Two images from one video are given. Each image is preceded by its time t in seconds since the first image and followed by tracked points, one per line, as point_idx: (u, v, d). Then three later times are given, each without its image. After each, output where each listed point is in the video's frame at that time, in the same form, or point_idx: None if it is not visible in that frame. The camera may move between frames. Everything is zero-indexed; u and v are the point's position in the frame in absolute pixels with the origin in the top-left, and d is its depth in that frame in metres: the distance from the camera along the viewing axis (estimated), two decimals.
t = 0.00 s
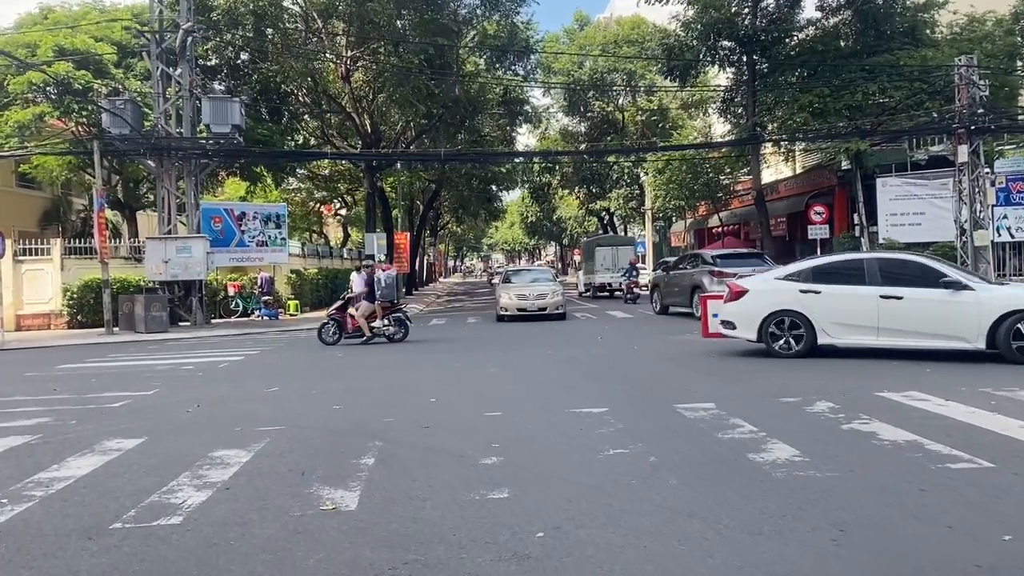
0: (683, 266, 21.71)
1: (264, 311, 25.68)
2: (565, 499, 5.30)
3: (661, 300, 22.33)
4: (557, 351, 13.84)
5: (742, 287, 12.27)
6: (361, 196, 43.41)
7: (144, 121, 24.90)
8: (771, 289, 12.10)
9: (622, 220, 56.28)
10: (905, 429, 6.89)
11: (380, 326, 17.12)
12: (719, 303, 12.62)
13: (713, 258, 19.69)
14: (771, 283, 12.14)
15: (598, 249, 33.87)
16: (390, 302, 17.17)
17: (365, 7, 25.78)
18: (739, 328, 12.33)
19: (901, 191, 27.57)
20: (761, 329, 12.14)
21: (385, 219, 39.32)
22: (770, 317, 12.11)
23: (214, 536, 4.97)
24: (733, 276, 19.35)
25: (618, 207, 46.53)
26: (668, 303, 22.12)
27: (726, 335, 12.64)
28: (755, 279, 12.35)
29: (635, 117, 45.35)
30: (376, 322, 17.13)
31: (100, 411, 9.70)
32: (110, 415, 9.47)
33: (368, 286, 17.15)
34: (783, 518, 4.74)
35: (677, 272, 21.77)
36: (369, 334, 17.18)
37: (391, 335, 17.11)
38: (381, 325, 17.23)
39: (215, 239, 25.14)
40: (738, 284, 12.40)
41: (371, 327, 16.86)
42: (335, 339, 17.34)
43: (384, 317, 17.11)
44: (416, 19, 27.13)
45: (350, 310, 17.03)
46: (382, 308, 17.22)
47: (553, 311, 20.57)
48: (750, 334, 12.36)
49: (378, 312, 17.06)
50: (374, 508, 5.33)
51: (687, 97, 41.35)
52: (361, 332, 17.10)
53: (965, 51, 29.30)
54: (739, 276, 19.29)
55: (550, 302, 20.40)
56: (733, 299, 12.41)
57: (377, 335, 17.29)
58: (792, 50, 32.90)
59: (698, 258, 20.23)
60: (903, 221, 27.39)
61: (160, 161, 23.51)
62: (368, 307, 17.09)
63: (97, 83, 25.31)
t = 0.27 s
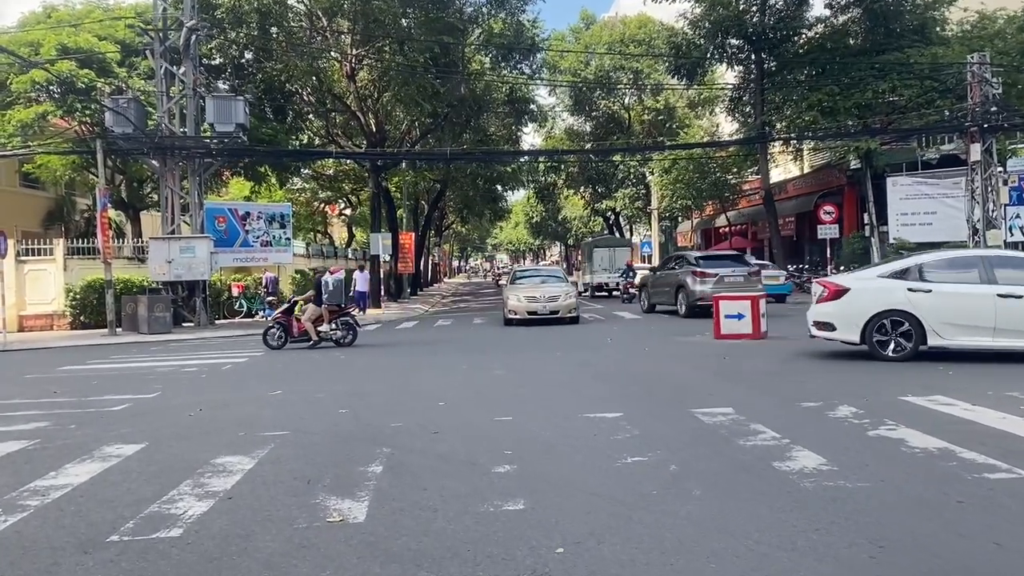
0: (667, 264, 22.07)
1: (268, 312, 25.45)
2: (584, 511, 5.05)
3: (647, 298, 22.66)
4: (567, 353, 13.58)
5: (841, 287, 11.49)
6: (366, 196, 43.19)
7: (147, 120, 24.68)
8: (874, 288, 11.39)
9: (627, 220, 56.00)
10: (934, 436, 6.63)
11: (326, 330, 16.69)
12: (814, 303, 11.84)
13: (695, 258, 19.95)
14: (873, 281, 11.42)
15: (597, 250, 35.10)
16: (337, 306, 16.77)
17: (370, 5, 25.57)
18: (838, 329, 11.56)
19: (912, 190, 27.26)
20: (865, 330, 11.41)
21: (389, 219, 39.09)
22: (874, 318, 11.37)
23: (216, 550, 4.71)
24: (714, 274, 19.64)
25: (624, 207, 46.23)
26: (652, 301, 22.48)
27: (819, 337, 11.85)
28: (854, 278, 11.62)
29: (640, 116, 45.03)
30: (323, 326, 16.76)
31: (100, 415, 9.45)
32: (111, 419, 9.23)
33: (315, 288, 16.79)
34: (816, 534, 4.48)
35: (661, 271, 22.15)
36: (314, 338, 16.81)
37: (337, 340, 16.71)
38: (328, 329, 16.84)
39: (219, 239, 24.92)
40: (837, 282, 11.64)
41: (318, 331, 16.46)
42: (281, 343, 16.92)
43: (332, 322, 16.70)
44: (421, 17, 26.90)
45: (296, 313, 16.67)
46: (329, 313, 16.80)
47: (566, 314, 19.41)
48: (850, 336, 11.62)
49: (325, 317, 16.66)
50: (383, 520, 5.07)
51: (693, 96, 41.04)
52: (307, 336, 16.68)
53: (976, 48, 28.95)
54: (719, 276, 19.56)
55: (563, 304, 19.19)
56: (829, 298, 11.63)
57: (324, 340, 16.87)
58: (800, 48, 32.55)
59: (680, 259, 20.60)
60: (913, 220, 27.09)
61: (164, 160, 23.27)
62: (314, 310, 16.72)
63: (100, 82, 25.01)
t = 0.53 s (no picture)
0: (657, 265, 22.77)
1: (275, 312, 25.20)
2: (605, 527, 4.74)
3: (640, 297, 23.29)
4: (579, 356, 13.28)
5: (967, 287, 10.53)
6: (373, 196, 42.94)
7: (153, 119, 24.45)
8: (1005, 288, 10.45)
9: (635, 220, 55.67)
10: (970, 444, 6.31)
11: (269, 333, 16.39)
12: (931, 305, 10.84)
13: (682, 260, 20.64)
14: (1004, 281, 10.47)
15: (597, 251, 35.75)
16: (281, 310, 16.42)
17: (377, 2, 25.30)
18: (964, 333, 10.60)
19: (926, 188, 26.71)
20: (997, 333, 10.49)
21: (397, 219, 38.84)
22: (1003, 321, 10.45)
23: (214, 569, 4.42)
24: (700, 275, 20.30)
25: (633, 207, 45.87)
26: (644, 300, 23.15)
27: (938, 341, 10.88)
28: (979, 277, 10.66)
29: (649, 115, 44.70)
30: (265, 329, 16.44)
31: (100, 420, 9.18)
32: (111, 423, 8.95)
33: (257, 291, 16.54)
34: (857, 553, 4.17)
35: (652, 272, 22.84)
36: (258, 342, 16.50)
37: (279, 344, 16.32)
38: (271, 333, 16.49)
39: (225, 239, 24.69)
40: (960, 282, 10.66)
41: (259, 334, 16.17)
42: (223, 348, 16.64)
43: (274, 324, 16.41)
44: (429, 15, 26.61)
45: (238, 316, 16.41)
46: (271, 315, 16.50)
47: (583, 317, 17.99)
48: (976, 339, 10.64)
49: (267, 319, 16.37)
50: (391, 536, 4.77)
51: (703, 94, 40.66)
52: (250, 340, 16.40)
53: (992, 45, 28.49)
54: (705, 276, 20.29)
55: (579, 307, 17.79)
56: (952, 299, 10.65)
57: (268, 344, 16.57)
58: (812, 46, 32.12)
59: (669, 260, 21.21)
60: (928, 219, 26.58)
61: (170, 159, 23.03)
62: (256, 313, 16.45)
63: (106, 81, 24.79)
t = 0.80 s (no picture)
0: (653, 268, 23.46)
1: (287, 313, 25.06)
2: (632, 545, 4.47)
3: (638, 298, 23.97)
4: (596, 358, 13.01)
5: None
6: (385, 196, 42.78)
7: (165, 118, 24.28)
8: None
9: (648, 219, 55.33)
10: (1011, 455, 6.03)
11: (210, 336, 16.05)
12: None
13: (675, 261, 21.37)
14: None
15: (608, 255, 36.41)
16: (223, 313, 16.13)
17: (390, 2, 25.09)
18: None
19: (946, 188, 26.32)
20: None
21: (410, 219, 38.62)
22: None
23: None
24: (692, 275, 20.97)
25: (646, 207, 45.50)
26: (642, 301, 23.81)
27: None
28: None
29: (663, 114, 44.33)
30: (207, 334, 16.13)
31: (108, 424, 8.97)
32: (119, 428, 8.75)
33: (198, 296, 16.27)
34: None
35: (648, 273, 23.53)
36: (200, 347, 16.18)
37: (221, 348, 15.99)
38: (213, 337, 16.19)
39: (237, 239, 24.56)
40: None
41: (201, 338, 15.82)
42: (166, 352, 16.33)
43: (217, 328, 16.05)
44: (441, 13, 26.38)
45: (180, 320, 16.12)
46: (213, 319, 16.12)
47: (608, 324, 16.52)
48: None
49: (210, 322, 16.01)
50: (405, 554, 4.53)
51: (717, 93, 40.25)
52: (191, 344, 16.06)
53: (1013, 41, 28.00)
54: (697, 276, 20.94)
55: (606, 311, 16.30)
56: None
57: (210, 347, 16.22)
58: (829, 43, 31.67)
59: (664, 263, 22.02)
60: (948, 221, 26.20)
61: (182, 159, 22.89)
62: (199, 316, 16.13)
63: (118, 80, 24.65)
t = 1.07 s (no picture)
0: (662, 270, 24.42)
1: (306, 313, 24.96)
2: (671, 558, 4.25)
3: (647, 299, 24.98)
4: (619, 360, 12.78)
5: None
6: (403, 196, 42.68)
7: (184, 118, 24.24)
8: None
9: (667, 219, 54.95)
10: None
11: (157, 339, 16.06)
12: None
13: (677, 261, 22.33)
14: None
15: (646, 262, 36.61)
16: (168, 316, 16.27)
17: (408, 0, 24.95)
18: None
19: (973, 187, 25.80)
20: None
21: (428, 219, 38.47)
22: None
23: None
24: (692, 274, 21.90)
25: (666, 206, 45.13)
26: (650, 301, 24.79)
27: None
28: None
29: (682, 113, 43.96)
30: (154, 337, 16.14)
31: (126, 426, 8.84)
32: (137, 430, 8.61)
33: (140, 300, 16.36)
34: None
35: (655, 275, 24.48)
36: (146, 351, 16.24)
37: (168, 351, 16.08)
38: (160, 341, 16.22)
39: (256, 239, 24.49)
40: None
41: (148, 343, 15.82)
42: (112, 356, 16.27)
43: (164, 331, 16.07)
44: (460, 12, 26.20)
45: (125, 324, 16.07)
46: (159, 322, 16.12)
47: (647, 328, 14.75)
48: None
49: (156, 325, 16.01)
50: (431, 566, 4.32)
51: (738, 91, 39.82)
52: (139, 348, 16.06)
53: None
54: (697, 275, 21.88)
55: (644, 314, 14.65)
56: None
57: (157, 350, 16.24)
58: (853, 40, 31.20)
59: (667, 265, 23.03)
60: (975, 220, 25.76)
61: (201, 159, 22.84)
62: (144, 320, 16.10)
63: (137, 80, 24.63)
